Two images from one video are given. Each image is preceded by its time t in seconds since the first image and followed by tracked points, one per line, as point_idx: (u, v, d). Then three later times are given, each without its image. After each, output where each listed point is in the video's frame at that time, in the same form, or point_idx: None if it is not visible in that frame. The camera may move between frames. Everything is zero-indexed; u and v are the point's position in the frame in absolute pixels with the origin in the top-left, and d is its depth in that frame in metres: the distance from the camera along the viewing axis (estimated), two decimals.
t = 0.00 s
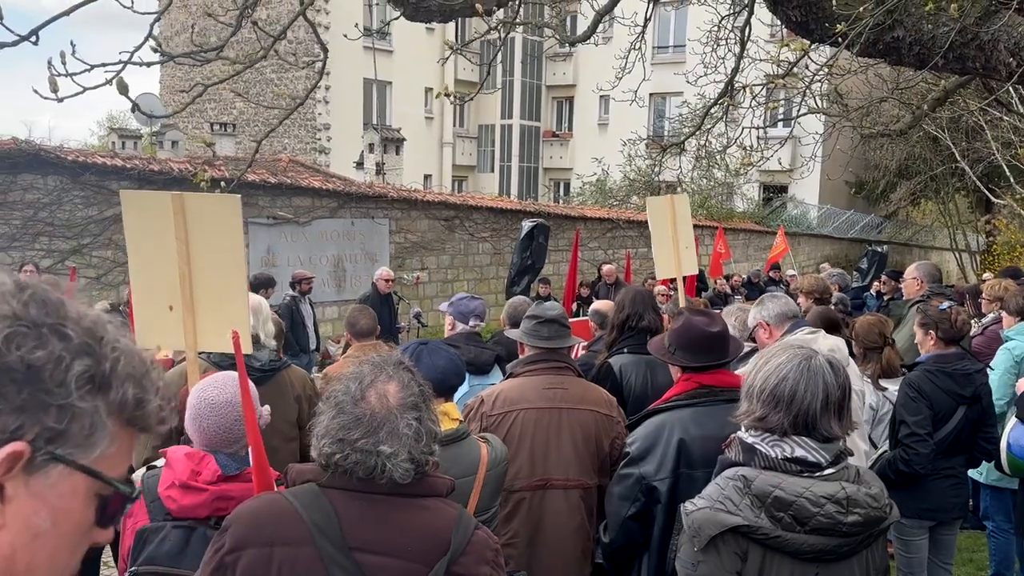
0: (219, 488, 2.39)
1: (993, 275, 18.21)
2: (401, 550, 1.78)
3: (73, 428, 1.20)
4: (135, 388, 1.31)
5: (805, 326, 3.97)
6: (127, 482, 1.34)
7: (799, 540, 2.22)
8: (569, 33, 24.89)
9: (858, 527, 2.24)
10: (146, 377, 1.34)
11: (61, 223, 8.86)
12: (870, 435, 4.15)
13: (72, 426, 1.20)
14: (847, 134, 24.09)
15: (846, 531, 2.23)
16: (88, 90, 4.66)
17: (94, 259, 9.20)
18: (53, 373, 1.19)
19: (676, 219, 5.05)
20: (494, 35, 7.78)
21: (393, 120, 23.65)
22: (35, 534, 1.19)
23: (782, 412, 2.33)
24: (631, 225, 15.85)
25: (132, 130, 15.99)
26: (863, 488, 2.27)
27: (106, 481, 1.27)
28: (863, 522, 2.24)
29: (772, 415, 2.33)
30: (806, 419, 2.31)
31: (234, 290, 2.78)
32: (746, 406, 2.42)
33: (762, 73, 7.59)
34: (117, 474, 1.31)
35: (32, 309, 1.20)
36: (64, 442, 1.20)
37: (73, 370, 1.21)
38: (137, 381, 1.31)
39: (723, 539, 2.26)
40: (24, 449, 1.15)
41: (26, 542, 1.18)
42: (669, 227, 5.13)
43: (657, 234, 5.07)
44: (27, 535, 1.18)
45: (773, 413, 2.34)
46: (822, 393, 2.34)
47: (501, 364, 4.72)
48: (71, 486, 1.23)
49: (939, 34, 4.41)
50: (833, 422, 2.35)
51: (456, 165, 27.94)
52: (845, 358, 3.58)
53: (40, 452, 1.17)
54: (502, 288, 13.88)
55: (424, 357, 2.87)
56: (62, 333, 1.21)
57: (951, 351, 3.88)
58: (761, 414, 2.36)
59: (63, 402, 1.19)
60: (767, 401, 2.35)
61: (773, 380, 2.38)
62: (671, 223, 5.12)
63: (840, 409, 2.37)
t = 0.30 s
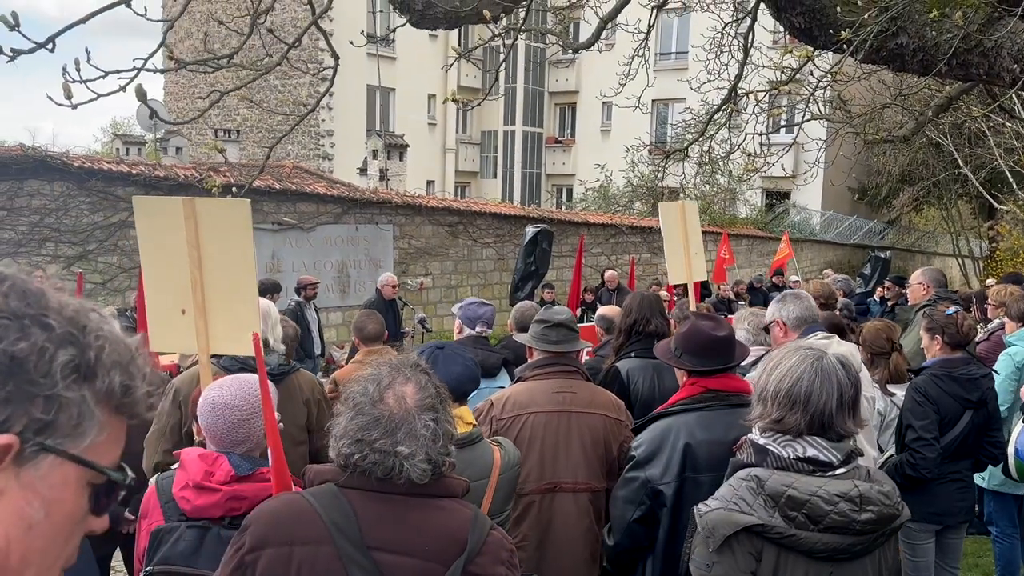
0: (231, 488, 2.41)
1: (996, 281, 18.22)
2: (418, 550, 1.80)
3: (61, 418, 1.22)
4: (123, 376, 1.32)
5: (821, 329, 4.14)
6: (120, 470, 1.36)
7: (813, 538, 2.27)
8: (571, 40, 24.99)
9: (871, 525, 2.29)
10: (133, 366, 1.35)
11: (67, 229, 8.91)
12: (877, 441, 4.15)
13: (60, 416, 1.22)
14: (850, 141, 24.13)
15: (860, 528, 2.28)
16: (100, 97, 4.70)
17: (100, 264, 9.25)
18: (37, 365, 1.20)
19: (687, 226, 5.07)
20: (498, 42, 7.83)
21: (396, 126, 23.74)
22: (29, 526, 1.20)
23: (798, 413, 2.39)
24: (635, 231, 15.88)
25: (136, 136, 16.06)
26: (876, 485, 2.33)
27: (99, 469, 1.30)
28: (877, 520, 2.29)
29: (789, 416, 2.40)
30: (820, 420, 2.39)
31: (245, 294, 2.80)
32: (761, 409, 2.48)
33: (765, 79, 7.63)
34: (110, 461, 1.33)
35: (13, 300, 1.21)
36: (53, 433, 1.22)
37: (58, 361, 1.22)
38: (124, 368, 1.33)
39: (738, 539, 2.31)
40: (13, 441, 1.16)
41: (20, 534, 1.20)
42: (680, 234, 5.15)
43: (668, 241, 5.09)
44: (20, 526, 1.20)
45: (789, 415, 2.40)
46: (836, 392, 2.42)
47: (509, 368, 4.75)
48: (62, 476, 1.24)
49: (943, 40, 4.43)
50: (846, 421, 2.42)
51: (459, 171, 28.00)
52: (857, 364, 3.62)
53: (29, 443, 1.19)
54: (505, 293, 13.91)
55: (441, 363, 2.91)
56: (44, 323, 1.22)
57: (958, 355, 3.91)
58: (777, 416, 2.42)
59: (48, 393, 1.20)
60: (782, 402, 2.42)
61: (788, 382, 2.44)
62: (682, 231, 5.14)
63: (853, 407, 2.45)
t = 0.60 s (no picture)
0: (244, 487, 2.42)
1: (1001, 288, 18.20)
2: (439, 549, 1.82)
3: (95, 414, 1.23)
4: (153, 374, 1.34)
5: (842, 335, 4.20)
6: (148, 466, 1.37)
7: (831, 534, 2.31)
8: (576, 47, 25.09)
9: (887, 520, 2.34)
10: (163, 365, 1.37)
11: (74, 235, 8.95)
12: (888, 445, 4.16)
13: (94, 412, 1.23)
14: (854, 148, 24.17)
15: (877, 524, 2.32)
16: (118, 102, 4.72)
17: (107, 270, 9.28)
18: (73, 362, 1.21)
19: (694, 230, 5.09)
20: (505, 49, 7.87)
21: (400, 133, 23.81)
22: (62, 518, 1.20)
23: (813, 410, 2.45)
24: (639, 237, 15.90)
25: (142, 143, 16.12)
26: (891, 480, 2.38)
27: (129, 465, 1.31)
28: (893, 515, 2.33)
29: (803, 414, 2.46)
30: (834, 417, 2.44)
31: (250, 296, 2.81)
32: (774, 409, 2.54)
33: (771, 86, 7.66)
34: (138, 458, 1.34)
35: (49, 298, 1.22)
36: (87, 428, 1.22)
37: (94, 357, 1.23)
38: (154, 367, 1.35)
39: (756, 537, 2.35)
40: (48, 435, 1.17)
41: (52, 527, 1.20)
42: (687, 238, 5.17)
43: (676, 245, 5.12)
44: (53, 519, 1.20)
45: (803, 413, 2.46)
46: (849, 389, 2.48)
47: (519, 373, 4.77)
48: (94, 471, 1.25)
49: (949, 47, 4.45)
50: (859, 417, 2.48)
51: (463, 178, 28.05)
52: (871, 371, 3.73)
53: (65, 438, 1.20)
54: (510, 299, 13.93)
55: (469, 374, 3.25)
56: (80, 321, 1.24)
57: (968, 360, 3.92)
58: (792, 414, 2.48)
59: (84, 389, 1.21)
60: (796, 401, 2.48)
61: (801, 380, 2.51)
62: (690, 234, 5.16)
63: (865, 403, 2.51)
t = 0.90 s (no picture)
0: (258, 488, 2.44)
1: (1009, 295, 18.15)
2: (459, 550, 1.83)
3: (118, 415, 1.22)
4: (175, 375, 1.34)
5: (856, 340, 4.21)
6: (169, 466, 1.37)
7: (846, 534, 2.32)
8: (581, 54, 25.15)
9: (902, 519, 2.34)
10: (185, 368, 1.37)
11: (83, 241, 8.98)
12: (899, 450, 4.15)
13: (117, 412, 1.22)
14: (860, 154, 24.16)
15: (891, 523, 2.33)
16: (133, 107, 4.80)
17: (116, 276, 9.33)
18: (97, 362, 1.21)
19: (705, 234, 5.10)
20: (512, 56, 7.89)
21: (406, 139, 23.87)
22: (85, 517, 1.20)
23: (823, 411, 2.46)
24: (645, 243, 15.90)
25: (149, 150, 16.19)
26: (904, 479, 2.38)
27: (150, 465, 1.31)
28: (907, 513, 2.34)
29: (814, 414, 2.46)
30: (845, 416, 2.45)
31: (271, 300, 2.84)
32: (784, 411, 2.54)
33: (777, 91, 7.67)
34: (160, 458, 1.34)
35: (73, 300, 1.22)
36: (110, 429, 1.22)
37: (116, 358, 1.23)
38: (176, 368, 1.35)
39: (770, 539, 2.36)
40: (73, 435, 1.16)
41: (76, 526, 1.20)
42: (698, 242, 5.18)
43: (687, 250, 5.13)
44: (78, 517, 1.19)
45: (814, 413, 2.47)
46: (858, 389, 2.49)
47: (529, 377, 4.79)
48: (117, 471, 1.24)
49: (957, 52, 4.46)
50: (869, 415, 2.49)
51: (468, 184, 28.09)
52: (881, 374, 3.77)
53: (88, 438, 1.19)
54: (516, 304, 13.96)
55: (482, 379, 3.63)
56: (104, 323, 1.24)
57: (979, 364, 3.92)
58: (803, 415, 2.48)
59: (107, 390, 1.21)
60: (806, 402, 2.49)
61: (810, 381, 2.52)
62: (700, 239, 5.17)
63: (874, 402, 2.52)
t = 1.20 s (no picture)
0: (272, 490, 2.45)
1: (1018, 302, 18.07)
2: (477, 556, 1.83)
3: (135, 413, 1.22)
4: (193, 375, 1.34)
5: (862, 346, 4.23)
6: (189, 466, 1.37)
7: (858, 543, 2.31)
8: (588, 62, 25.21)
9: (915, 529, 2.33)
10: (204, 369, 1.37)
11: (93, 248, 9.02)
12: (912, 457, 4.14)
13: (134, 411, 1.22)
14: (868, 161, 24.12)
15: (904, 532, 2.32)
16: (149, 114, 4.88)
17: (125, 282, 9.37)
18: (114, 361, 1.21)
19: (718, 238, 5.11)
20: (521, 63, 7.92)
21: (413, 145, 23.93)
22: (104, 514, 1.20)
23: (836, 419, 2.46)
24: (653, 249, 15.89)
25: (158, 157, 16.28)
26: (918, 488, 2.37)
27: (169, 463, 1.30)
28: (921, 523, 2.33)
29: (826, 423, 2.47)
30: (858, 424, 2.45)
31: (287, 306, 2.87)
32: (797, 419, 2.54)
33: (785, 97, 7.67)
34: (180, 457, 1.34)
35: (93, 301, 1.24)
36: (127, 427, 1.22)
37: (134, 357, 1.23)
38: (194, 368, 1.35)
39: (782, 547, 2.36)
40: (91, 432, 1.17)
41: (95, 523, 1.20)
42: (711, 245, 5.19)
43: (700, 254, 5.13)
44: (96, 515, 1.19)
45: (827, 421, 2.47)
46: (871, 397, 2.49)
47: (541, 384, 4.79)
48: (135, 469, 1.24)
49: (966, 59, 4.47)
50: (883, 424, 2.48)
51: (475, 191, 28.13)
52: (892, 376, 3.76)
53: (106, 435, 1.19)
54: (524, 311, 13.97)
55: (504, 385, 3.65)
56: (121, 323, 1.24)
57: (993, 371, 3.91)
58: (815, 423, 2.49)
59: (125, 388, 1.21)
60: (819, 410, 2.49)
61: (823, 389, 2.51)
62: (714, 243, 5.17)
63: (888, 411, 2.51)
